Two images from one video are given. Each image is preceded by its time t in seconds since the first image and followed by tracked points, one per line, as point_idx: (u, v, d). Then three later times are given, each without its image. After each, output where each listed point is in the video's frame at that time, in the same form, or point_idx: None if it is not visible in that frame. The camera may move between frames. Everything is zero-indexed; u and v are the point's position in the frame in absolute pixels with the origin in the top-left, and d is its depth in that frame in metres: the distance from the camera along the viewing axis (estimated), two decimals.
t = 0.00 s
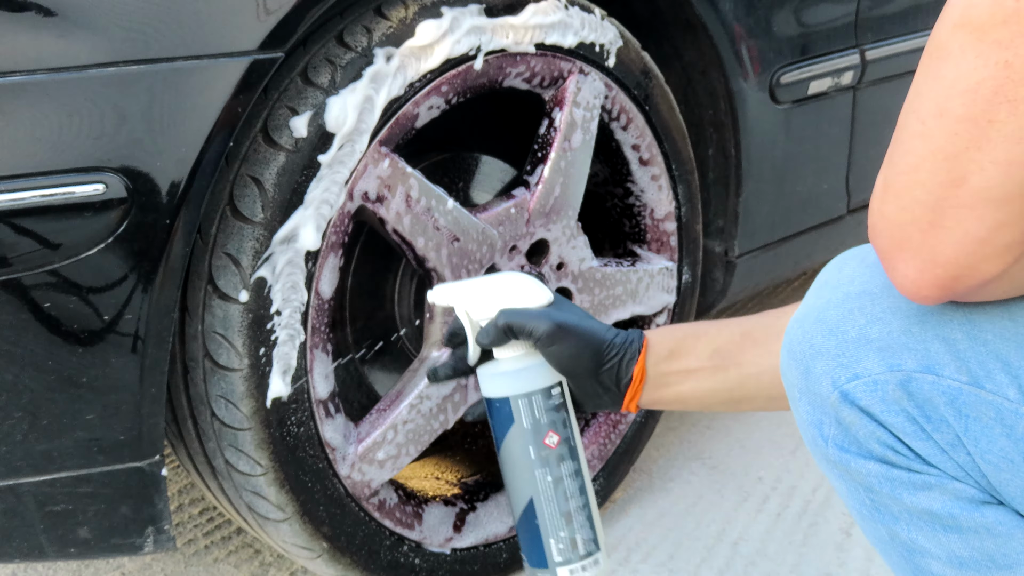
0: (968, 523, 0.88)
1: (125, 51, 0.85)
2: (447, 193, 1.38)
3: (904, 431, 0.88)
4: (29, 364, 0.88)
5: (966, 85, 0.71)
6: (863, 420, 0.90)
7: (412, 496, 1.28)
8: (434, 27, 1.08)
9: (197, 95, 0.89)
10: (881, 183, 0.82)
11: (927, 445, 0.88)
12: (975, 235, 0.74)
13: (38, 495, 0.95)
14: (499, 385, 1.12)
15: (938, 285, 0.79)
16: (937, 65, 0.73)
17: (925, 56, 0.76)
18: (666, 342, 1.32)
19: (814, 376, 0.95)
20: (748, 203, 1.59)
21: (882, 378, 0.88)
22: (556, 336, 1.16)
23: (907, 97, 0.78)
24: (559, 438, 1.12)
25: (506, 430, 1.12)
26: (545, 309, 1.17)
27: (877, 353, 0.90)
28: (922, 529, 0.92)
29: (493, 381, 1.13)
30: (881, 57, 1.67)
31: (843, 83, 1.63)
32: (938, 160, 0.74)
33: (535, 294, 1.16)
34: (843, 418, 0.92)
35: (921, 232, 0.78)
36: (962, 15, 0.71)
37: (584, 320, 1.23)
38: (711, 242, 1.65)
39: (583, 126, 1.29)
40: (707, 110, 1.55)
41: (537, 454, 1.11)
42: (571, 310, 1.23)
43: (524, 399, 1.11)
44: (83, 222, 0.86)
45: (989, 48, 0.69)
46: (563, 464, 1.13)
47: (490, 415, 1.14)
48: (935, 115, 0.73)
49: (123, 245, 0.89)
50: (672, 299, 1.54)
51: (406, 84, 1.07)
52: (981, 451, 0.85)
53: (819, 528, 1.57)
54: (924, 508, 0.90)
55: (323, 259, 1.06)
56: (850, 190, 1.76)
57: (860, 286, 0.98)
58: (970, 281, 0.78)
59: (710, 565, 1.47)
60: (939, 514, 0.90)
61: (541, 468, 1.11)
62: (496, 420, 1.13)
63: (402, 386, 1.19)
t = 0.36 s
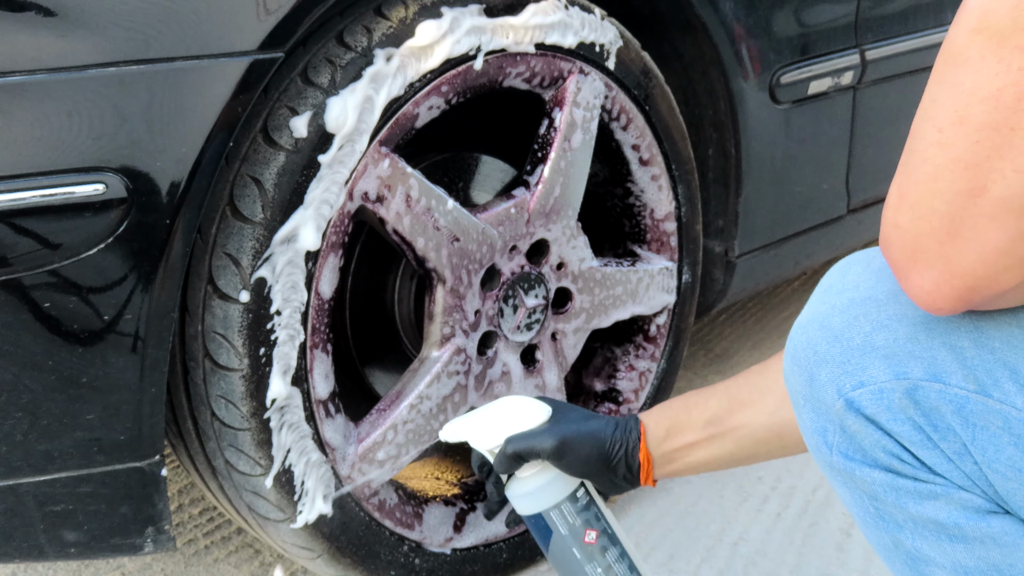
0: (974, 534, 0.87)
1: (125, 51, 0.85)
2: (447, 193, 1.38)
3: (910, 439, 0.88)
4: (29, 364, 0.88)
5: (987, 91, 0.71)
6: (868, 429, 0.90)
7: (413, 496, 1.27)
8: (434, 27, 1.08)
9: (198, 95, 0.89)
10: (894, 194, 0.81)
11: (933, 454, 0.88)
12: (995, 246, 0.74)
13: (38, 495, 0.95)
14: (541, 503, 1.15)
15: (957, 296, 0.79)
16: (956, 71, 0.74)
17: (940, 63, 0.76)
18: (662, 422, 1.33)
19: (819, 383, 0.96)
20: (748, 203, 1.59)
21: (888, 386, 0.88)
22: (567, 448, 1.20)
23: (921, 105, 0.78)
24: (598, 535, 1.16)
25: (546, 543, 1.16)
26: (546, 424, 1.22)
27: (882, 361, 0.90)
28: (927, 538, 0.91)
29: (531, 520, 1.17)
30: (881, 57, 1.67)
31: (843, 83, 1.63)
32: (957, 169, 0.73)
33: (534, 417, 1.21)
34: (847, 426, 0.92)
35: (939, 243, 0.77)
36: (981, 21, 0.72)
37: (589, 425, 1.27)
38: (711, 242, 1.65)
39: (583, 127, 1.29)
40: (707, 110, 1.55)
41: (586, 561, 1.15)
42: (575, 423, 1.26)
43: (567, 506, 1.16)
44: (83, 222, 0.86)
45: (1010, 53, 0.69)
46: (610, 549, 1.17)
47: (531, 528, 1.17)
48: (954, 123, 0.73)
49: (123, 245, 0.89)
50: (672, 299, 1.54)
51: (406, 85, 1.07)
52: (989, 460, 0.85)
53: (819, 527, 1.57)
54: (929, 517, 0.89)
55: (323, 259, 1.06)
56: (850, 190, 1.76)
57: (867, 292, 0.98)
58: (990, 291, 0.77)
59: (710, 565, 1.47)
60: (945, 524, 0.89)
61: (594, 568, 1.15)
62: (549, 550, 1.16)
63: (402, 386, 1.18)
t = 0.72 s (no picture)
0: (976, 530, 0.88)
1: (125, 51, 0.85)
2: (447, 193, 1.38)
3: (913, 436, 0.89)
4: (29, 364, 0.88)
5: (996, 97, 0.71)
6: (871, 425, 0.91)
7: (413, 496, 1.27)
8: (434, 27, 1.08)
9: (198, 95, 0.89)
10: (902, 196, 0.82)
11: (937, 450, 0.88)
12: (1003, 252, 0.75)
13: (38, 495, 0.95)
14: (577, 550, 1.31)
15: (963, 300, 0.80)
16: (965, 76, 0.73)
17: (948, 67, 0.76)
18: (676, 459, 1.35)
19: (822, 379, 0.96)
20: (748, 203, 1.59)
21: (891, 383, 0.89)
22: (589, 502, 1.30)
23: (929, 110, 0.78)
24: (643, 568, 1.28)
25: None
26: (572, 479, 1.30)
27: (885, 358, 0.91)
28: (929, 534, 0.92)
29: (579, 563, 1.33)
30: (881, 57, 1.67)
31: (843, 83, 1.63)
32: (967, 175, 0.74)
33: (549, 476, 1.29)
34: (851, 422, 0.93)
35: (946, 249, 0.78)
36: (991, 25, 0.71)
37: (610, 474, 1.33)
38: (712, 242, 1.65)
39: (583, 127, 1.29)
40: (707, 110, 1.55)
41: None
42: (597, 471, 1.33)
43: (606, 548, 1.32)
44: (83, 221, 0.86)
45: (1020, 60, 0.69)
46: None
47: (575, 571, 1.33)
48: (964, 129, 0.73)
49: (123, 245, 0.89)
50: (672, 299, 1.54)
51: (406, 85, 1.07)
52: (991, 457, 0.85)
53: (819, 527, 1.57)
54: (932, 513, 0.90)
55: (323, 259, 1.05)
56: (850, 191, 1.76)
57: (870, 289, 0.98)
58: (998, 296, 0.78)
59: (710, 566, 1.47)
60: (947, 520, 0.89)
61: None
62: None
63: (402, 386, 1.18)
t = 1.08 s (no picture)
0: (977, 522, 0.89)
1: (125, 51, 0.85)
2: (447, 193, 1.38)
3: (915, 429, 0.90)
4: (29, 364, 0.88)
5: (1002, 93, 0.73)
6: (873, 417, 0.92)
7: (413, 496, 1.27)
8: (434, 27, 1.08)
9: (198, 95, 0.89)
10: (908, 193, 0.83)
11: (938, 443, 0.89)
12: (1006, 248, 0.76)
13: (38, 495, 0.95)
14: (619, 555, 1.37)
15: (968, 295, 0.82)
16: (970, 73, 0.75)
17: (954, 64, 0.77)
18: (702, 468, 1.35)
19: (826, 372, 0.97)
20: (748, 203, 1.59)
21: (894, 376, 0.90)
22: (623, 513, 1.35)
23: (934, 106, 0.80)
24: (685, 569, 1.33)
25: None
26: (609, 489, 1.36)
27: (889, 351, 0.92)
28: (930, 526, 0.93)
29: (625, 567, 1.38)
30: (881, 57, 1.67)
31: (843, 83, 1.63)
32: (972, 171, 0.76)
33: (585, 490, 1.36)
34: (854, 414, 0.94)
35: (951, 245, 0.80)
36: (995, 23, 0.73)
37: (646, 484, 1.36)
38: (711, 242, 1.65)
39: (583, 127, 1.30)
40: (707, 110, 1.55)
41: None
42: (632, 484, 1.37)
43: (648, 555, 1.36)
44: (83, 221, 0.86)
45: None
46: None
47: None
48: (970, 125, 0.75)
49: (123, 245, 0.89)
50: (672, 299, 1.54)
51: (406, 84, 1.07)
52: (992, 450, 0.86)
53: (819, 527, 1.57)
54: (933, 505, 0.91)
55: (323, 259, 1.05)
56: (850, 191, 1.76)
57: (875, 283, 1.00)
58: (1001, 291, 0.80)
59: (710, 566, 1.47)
60: (949, 512, 0.90)
61: None
62: None
63: (402, 386, 1.18)
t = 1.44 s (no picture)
0: (980, 515, 0.89)
1: (125, 51, 0.85)
2: (447, 193, 1.38)
3: (919, 421, 0.90)
4: (29, 364, 0.88)
5: (1005, 82, 0.73)
6: (878, 409, 0.93)
7: (413, 496, 1.28)
8: (434, 27, 1.08)
9: (198, 95, 0.89)
10: (913, 184, 0.84)
11: (942, 436, 0.90)
12: (1011, 237, 0.77)
13: (38, 495, 0.95)
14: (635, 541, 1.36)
15: (975, 285, 0.82)
16: (975, 62, 0.76)
17: (960, 54, 0.78)
18: (722, 465, 1.35)
19: (832, 364, 0.98)
20: (748, 203, 1.59)
21: (898, 368, 0.91)
22: (640, 500, 1.36)
23: (940, 97, 0.81)
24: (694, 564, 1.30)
25: None
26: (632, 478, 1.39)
27: (894, 344, 0.93)
28: (932, 519, 0.94)
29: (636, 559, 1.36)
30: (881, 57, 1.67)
31: (843, 83, 1.63)
32: (976, 161, 0.76)
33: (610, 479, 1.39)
34: (858, 406, 0.95)
35: (957, 235, 0.81)
36: (1000, 12, 0.73)
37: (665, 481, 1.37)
38: (712, 242, 1.65)
39: (583, 127, 1.30)
40: (707, 110, 1.55)
41: None
42: (654, 474, 1.39)
43: (661, 543, 1.34)
44: (83, 222, 0.86)
45: None
46: None
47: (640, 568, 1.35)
48: (974, 114, 0.76)
49: (123, 245, 0.89)
50: (672, 299, 1.54)
51: (406, 85, 1.07)
52: (996, 444, 0.87)
53: (819, 527, 1.57)
54: (936, 497, 0.91)
55: (323, 259, 1.05)
56: (850, 191, 1.76)
57: (881, 277, 1.01)
58: (1007, 280, 0.81)
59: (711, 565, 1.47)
60: (951, 505, 0.91)
61: None
62: None
63: (402, 386, 1.18)
